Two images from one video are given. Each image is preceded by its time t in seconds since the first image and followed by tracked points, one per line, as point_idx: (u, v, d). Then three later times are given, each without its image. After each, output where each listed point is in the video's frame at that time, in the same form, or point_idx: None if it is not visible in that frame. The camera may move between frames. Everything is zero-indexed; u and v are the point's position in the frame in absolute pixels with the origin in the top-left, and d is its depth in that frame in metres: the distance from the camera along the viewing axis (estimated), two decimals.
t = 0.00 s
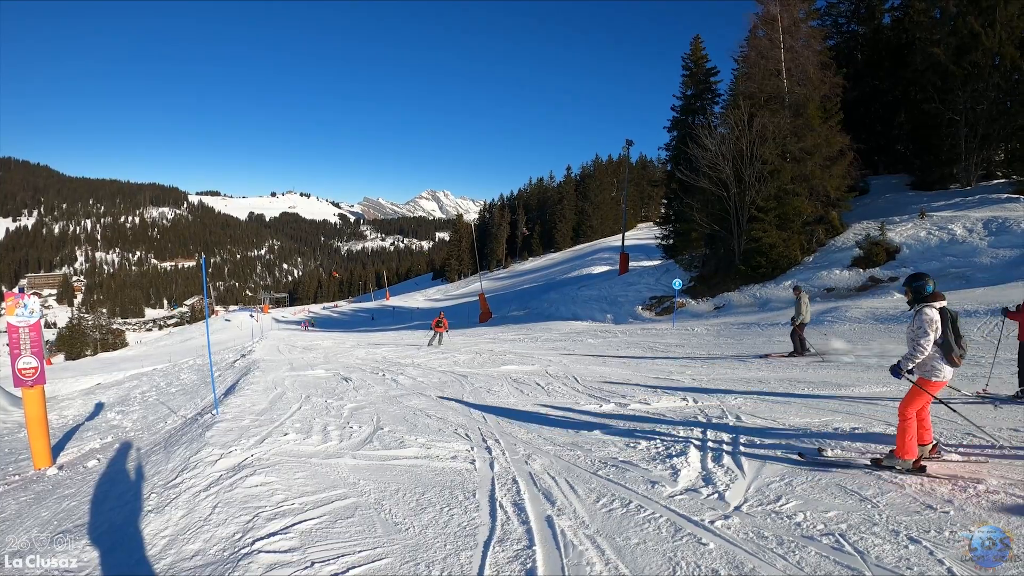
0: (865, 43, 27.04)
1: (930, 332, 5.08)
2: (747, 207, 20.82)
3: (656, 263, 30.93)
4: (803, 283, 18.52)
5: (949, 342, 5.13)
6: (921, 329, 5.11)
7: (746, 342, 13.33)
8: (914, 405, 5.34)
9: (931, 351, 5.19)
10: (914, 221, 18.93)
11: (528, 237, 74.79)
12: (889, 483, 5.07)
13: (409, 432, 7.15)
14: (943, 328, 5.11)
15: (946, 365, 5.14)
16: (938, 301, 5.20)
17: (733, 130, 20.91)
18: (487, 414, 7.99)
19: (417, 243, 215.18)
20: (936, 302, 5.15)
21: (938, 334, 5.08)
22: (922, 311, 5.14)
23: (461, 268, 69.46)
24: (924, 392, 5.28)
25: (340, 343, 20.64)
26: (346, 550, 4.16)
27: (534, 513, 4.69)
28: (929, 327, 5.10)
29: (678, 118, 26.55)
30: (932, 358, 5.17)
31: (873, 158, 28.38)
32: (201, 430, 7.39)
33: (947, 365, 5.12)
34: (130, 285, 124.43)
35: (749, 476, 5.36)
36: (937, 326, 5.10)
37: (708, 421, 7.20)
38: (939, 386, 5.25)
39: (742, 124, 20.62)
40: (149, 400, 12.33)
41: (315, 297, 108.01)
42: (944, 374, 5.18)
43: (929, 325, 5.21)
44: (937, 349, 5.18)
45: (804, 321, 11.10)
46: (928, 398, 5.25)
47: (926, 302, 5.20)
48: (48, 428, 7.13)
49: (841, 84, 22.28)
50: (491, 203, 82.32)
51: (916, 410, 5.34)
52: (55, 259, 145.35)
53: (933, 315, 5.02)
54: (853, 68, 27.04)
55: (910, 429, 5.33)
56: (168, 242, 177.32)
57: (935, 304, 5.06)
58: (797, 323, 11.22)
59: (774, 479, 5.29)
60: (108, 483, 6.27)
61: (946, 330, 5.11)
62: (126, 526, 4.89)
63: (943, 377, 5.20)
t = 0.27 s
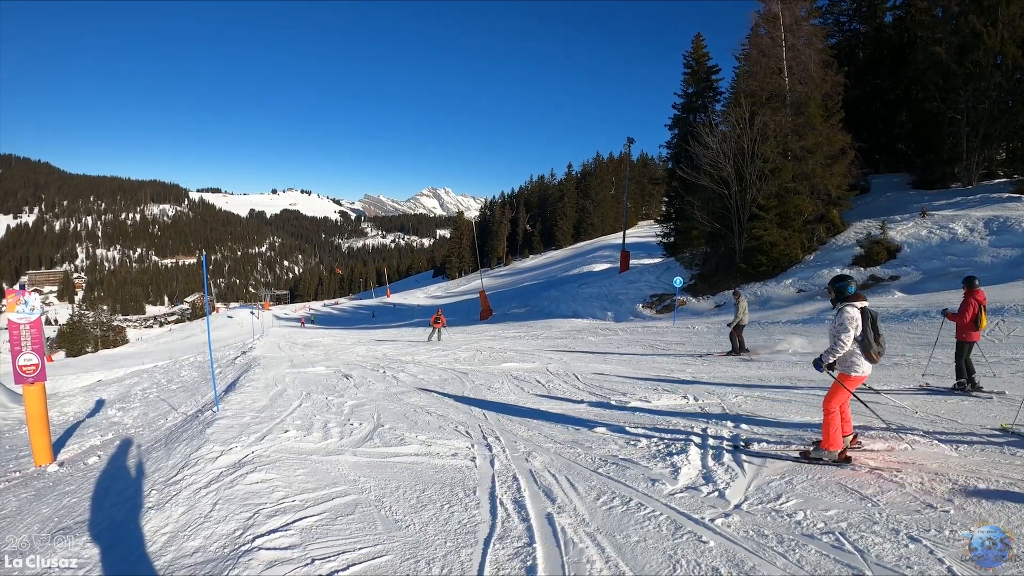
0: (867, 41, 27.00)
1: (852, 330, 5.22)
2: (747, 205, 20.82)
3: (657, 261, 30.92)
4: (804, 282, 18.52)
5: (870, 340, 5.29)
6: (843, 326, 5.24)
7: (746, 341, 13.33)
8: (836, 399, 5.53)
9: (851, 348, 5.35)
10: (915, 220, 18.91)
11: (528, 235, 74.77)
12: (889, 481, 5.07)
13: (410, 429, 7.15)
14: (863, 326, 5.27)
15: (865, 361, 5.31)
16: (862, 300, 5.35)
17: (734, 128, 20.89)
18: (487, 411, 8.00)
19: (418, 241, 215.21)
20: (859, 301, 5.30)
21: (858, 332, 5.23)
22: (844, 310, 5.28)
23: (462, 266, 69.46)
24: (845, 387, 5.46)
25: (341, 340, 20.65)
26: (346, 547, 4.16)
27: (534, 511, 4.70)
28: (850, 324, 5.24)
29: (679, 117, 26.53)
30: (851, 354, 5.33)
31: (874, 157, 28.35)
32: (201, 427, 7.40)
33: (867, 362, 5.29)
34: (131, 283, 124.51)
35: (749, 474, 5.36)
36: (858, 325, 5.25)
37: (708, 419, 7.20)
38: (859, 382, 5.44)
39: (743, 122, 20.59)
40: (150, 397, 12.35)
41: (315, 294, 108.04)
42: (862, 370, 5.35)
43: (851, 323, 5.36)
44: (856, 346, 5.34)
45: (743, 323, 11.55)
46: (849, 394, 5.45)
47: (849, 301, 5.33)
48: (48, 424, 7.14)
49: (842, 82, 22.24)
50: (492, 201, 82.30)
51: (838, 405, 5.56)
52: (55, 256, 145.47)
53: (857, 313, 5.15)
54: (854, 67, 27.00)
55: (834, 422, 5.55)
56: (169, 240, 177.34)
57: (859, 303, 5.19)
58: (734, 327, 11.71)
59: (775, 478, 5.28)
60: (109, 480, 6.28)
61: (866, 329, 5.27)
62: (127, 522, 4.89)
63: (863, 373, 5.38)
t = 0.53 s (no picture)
0: (872, 43, 26.94)
1: (773, 332, 5.43)
2: (752, 206, 20.78)
3: (660, 262, 30.88)
4: (807, 284, 18.49)
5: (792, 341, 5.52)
6: (764, 328, 5.45)
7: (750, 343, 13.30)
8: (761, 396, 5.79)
9: (773, 348, 5.56)
10: (919, 223, 18.86)
11: (532, 236, 74.68)
12: (893, 484, 5.06)
13: (413, 429, 7.16)
14: (783, 329, 5.49)
15: (785, 362, 5.55)
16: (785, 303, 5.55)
17: (739, 130, 20.86)
18: (491, 412, 7.99)
19: (420, 241, 215.15)
20: (781, 304, 5.52)
21: (778, 334, 5.45)
22: (766, 313, 5.50)
23: (465, 266, 69.44)
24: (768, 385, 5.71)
25: (344, 340, 20.66)
26: (349, 547, 4.17)
27: (537, 512, 4.69)
28: (770, 326, 5.45)
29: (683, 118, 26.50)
30: (771, 354, 5.55)
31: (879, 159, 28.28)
32: (205, 425, 7.40)
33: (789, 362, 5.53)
34: (135, 281, 124.89)
35: (753, 476, 5.35)
36: (779, 327, 5.46)
37: (712, 421, 7.18)
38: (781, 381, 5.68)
39: (747, 124, 20.59)
40: (154, 395, 12.37)
41: (318, 294, 108.09)
42: (782, 370, 5.59)
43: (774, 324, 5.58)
44: (778, 346, 5.57)
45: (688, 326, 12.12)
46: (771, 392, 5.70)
47: (773, 304, 5.54)
48: (52, 422, 7.16)
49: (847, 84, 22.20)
50: (496, 202, 82.29)
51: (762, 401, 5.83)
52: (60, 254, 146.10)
53: (778, 316, 5.37)
54: (859, 69, 26.95)
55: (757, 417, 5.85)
56: (172, 238, 177.74)
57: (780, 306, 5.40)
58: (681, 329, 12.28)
59: (778, 480, 5.27)
60: (112, 477, 6.29)
61: (786, 331, 5.50)
62: (130, 520, 4.90)
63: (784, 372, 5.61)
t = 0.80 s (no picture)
0: (877, 44, 26.88)
1: (693, 329, 6.01)
2: (755, 207, 20.75)
3: (663, 263, 30.85)
4: (811, 285, 18.46)
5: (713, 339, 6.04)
6: (684, 326, 6.04)
7: (754, 344, 13.28)
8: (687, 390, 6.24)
9: (694, 347, 6.12)
10: (923, 224, 18.82)
11: (535, 236, 74.63)
12: (896, 485, 5.06)
13: (416, 429, 7.17)
14: (702, 328, 6.05)
15: (704, 359, 6.06)
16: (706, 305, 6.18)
17: (742, 130, 20.84)
18: (494, 412, 7.99)
19: (423, 241, 215.06)
20: (703, 306, 6.11)
21: (696, 332, 6.02)
22: (688, 314, 6.14)
23: (468, 267, 69.46)
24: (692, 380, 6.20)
25: (348, 339, 20.69)
26: (352, 546, 4.17)
27: (540, 512, 4.69)
28: (690, 325, 6.06)
29: (687, 118, 26.48)
30: (693, 351, 6.10)
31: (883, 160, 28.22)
32: (209, 424, 7.42)
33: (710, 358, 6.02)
34: (138, 280, 125.20)
35: (756, 478, 5.35)
36: (698, 326, 6.04)
37: (716, 422, 7.18)
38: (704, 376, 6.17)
39: (752, 125, 20.59)
40: (158, 394, 12.39)
41: (321, 293, 108.19)
42: (701, 366, 6.08)
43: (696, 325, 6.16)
44: (699, 346, 6.10)
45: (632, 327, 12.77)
46: (695, 386, 6.15)
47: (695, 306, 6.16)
48: (56, 420, 7.18)
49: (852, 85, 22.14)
50: (499, 202, 82.28)
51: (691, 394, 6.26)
52: (63, 252, 146.64)
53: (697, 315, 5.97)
54: (864, 70, 26.89)
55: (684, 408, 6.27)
56: (175, 237, 178.12)
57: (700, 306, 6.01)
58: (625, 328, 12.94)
59: (781, 481, 5.26)
60: (116, 476, 6.31)
61: (706, 331, 6.04)
62: (134, 518, 4.91)
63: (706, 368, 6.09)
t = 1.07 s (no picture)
0: (879, 45, 26.84)
1: (618, 329, 6.56)
2: (757, 208, 20.74)
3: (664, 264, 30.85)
4: (813, 286, 18.44)
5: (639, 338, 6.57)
6: (609, 327, 6.65)
7: (756, 345, 13.28)
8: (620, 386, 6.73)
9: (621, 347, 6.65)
10: (925, 225, 18.80)
11: (537, 237, 74.65)
12: (898, 487, 5.06)
13: (418, 429, 7.17)
14: (626, 329, 6.56)
15: (628, 358, 6.56)
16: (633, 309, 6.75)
17: (745, 131, 20.83)
18: (496, 413, 7.98)
19: (425, 241, 215.03)
20: (630, 309, 6.65)
21: (620, 333, 6.57)
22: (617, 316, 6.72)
23: (470, 267, 69.49)
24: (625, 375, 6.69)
25: (350, 340, 20.71)
26: (353, 546, 4.17)
27: (542, 513, 4.69)
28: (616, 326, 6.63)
29: (689, 119, 26.47)
30: (618, 350, 6.65)
31: (886, 161, 28.20)
32: (211, 425, 7.43)
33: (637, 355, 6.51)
34: (140, 280, 125.39)
35: (758, 479, 5.34)
36: (622, 327, 6.59)
37: (718, 423, 7.17)
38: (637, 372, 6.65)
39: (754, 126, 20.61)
40: (160, 394, 12.41)
41: (323, 293, 108.30)
42: (626, 365, 6.57)
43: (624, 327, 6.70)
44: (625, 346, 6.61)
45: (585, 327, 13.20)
46: (622, 382, 6.65)
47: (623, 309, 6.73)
48: (57, 420, 7.18)
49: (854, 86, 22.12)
50: (501, 202, 82.31)
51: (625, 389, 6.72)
52: (66, 252, 146.99)
53: (622, 317, 6.51)
54: (866, 70, 26.86)
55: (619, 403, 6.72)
56: (177, 237, 178.36)
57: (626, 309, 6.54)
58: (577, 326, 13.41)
59: (783, 483, 5.25)
60: (118, 476, 6.32)
61: (630, 332, 6.54)
62: (135, 518, 4.92)
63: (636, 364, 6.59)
